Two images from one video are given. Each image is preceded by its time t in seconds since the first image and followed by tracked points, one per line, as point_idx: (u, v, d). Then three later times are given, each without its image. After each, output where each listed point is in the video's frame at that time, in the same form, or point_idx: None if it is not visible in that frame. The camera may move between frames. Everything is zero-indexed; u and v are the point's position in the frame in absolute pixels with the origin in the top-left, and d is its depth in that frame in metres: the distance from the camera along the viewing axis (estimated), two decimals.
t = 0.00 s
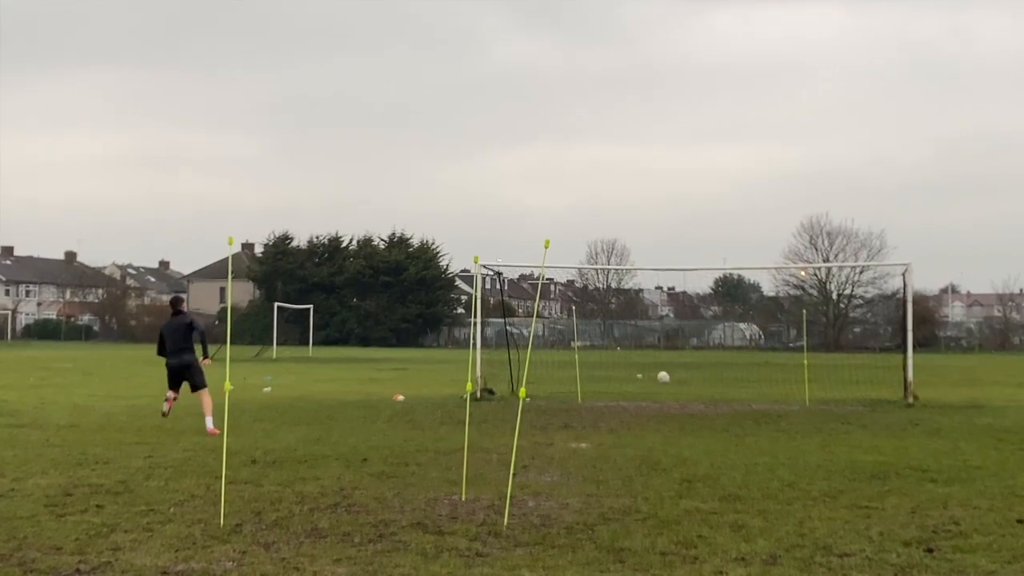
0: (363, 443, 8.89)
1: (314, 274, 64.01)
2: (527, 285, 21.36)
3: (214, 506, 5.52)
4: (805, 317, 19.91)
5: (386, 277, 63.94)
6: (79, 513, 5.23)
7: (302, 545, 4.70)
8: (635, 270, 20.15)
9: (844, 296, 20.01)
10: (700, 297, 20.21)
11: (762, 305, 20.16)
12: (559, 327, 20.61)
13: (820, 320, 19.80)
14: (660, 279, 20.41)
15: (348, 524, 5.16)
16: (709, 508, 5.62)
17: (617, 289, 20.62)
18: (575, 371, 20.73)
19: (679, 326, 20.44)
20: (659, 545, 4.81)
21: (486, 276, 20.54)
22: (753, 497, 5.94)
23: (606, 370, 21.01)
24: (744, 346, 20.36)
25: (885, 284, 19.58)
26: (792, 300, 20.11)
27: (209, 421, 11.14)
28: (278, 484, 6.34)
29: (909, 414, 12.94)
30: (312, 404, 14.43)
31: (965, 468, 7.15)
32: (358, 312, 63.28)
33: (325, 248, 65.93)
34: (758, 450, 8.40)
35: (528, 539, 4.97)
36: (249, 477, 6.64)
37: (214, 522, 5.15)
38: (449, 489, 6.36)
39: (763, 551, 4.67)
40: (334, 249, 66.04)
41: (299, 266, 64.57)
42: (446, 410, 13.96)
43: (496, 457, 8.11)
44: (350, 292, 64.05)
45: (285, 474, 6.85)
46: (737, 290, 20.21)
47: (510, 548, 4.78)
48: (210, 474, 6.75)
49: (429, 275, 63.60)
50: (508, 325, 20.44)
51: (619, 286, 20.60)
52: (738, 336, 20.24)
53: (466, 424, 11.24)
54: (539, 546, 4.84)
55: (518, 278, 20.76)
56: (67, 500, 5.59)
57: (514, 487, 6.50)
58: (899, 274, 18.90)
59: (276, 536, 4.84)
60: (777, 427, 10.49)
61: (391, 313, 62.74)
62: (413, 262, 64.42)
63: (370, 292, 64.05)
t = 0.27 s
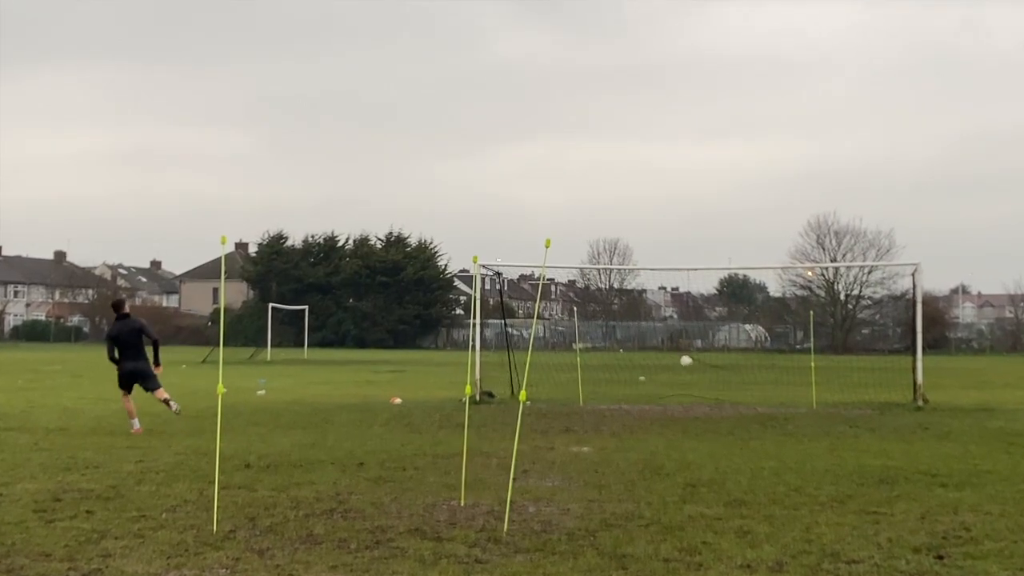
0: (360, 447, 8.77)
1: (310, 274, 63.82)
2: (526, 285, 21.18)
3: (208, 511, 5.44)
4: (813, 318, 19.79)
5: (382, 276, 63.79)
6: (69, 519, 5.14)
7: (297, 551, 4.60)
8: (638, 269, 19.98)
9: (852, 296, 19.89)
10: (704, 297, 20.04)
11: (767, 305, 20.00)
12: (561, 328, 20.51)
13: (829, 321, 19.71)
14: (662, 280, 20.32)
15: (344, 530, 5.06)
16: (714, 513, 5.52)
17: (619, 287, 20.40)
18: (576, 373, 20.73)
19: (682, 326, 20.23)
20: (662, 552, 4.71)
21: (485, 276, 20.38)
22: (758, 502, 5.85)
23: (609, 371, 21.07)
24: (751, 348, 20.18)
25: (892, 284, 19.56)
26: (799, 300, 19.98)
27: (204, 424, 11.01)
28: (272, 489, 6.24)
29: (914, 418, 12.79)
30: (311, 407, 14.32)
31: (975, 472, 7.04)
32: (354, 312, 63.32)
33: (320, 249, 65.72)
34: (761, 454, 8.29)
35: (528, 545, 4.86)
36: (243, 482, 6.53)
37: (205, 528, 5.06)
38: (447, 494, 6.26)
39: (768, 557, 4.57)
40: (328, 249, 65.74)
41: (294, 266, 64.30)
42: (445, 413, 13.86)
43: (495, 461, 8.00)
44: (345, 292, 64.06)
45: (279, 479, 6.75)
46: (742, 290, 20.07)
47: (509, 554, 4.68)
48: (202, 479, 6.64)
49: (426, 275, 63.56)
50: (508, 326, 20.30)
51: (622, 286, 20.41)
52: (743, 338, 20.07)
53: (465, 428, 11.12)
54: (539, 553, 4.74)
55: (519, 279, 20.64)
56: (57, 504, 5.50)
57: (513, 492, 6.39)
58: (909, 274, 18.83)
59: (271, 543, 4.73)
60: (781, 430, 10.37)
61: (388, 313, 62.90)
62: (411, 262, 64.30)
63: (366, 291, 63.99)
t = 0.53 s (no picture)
0: (359, 450, 8.71)
1: (309, 274, 63.75)
2: (527, 285, 21.12)
3: (203, 515, 5.38)
4: (818, 318, 19.73)
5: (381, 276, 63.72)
6: (61, 523, 5.08)
7: (293, 556, 4.54)
8: (639, 270, 19.85)
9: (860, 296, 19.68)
10: (707, 298, 19.97)
11: (771, 306, 19.96)
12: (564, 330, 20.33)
13: (835, 322, 19.71)
14: (665, 280, 20.16)
15: (342, 534, 4.99)
16: (717, 517, 5.46)
17: (621, 288, 20.33)
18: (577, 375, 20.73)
19: (686, 327, 20.22)
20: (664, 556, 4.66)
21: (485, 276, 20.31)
22: (762, 505, 5.79)
23: (610, 372, 21.10)
24: (756, 348, 20.16)
25: (898, 284, 19.48)
26: (804, 301, 19.92)
27: (202, 426, 10.96)
28: (268, 493, 6.18)
29: (917, 420, 12.72)
30: (310, 409, 14.26)
31: (982, 475, 6.97)
32: (354, 313, 63.27)
33: (320, 249, 65.62)
34: (764, 457, 8.23)
35: (528, 549, 4.80)
36: (239, 485, 6.48)
37: (200, 531, 4.99)
38: (446, 498, 6.20)
39: (772, 562, 4.51)
40: (325, 249, 65.46)
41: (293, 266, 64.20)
42: (446, 416, 13.79)
43: (495, 464, 7.94)
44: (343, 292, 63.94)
45: (276, 484, 6.69)
46: (746, 291, 20.01)
47: (509, 559, 4.62)
48: (198, 482, 6.58)
49: (426, 275, 63.51)
50: (508, 327, 20.23)
51: (625, 286, 20.29)
52: (748, 340, 20.00)
53: (465, 430, 11.07)
54: (539, 557, 4.67)
55: (519, 279, 20.56)
56: (49, 508, 5.43)
57: (513, 496, 6.33)
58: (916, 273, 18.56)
59: (268, 547, 4.67)
60: (785, 433, 10.29)
61: (388, 313, 62.85)
62: (410, 262, 64.24)
63: (365, 291, 63.92)
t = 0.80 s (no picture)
0: (356, 451, 8.72)
1: (309, 274, 63.69)
2: (527, 285, 21.08)
3: (201, 515, 5.36)
4: (820, 318, 19.69)
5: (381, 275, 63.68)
6: (59, 524, 5.07)
7: (291, 557, 4.52)
8: (639, 270, 19.74)
9: (862, 296, 19.64)
10: (709, 298, 19.86)
11: (772, 306, 19.85)
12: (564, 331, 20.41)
13: (836, 322, 19.67)
14: (666, 280, 19.97)
15: (341, 535, 4.98)
16: (717, 519, 5.44)
17: (622, 289, 20.20)
18: (577, 376, 20.84)
19: (687, 328, 20.12)
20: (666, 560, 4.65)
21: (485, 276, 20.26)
22: (763, 507, 5.77)
23: (611, 373, 21.15)
24: (757, 348, 20.20)
25: (901, 285, 19.32)
26: (806, 301, 19.84)
27: (201, 426, 10.95)
28: (266, 494, 6.16)
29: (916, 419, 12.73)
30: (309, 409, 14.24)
31: (984, 477, 6.95)
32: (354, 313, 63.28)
33: (320, 249, 65.56)
34: (765, 459, 8.22)
35: (528, 551, 4.78)
36: (238, 486, 6.46)
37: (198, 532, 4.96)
38: (446, 498, 6.18)
39: (773, 563, 4.48)
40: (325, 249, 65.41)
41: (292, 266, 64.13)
42: (446, 416, 13.77)
43: (495, 465, 7.92)
44: (342, 292, 63.96)
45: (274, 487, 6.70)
46: (747, 291, 19.92)
47: (509, 560, 4.60)
48: (196, 483, 6.56)
49: (426, 275, 63.49)
50: (508, 328, 20.22)
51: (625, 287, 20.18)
52: (750, 340, 20.04)
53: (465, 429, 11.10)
54: (540, 559, 4.65)
55: (519, 279, 20.50)
56: (47, 510, 5.42)
57: (511, 497, 6.33)
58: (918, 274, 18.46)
59: (266, 549, 4.65)
60: (785, 434, 10.27)
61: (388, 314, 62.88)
62: (410, 262, 64.21)
63: (365, 291, 63.90)
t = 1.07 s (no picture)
0: (401, 387, 12.70)
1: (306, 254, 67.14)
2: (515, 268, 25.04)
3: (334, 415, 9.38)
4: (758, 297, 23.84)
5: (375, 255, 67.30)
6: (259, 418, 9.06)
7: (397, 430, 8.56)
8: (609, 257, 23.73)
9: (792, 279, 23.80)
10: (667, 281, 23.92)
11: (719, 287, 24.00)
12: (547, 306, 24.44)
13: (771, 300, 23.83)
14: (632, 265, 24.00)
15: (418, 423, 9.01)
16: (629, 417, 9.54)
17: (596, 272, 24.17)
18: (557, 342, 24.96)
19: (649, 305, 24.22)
20: (596, 433, 8.71)
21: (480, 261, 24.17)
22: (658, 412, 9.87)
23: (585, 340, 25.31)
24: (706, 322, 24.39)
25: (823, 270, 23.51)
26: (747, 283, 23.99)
27: (278, 374, 14.91)
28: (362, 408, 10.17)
29: (808, 365, 16.94)
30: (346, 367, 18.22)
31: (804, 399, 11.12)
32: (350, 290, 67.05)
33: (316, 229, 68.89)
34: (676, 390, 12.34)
35: (522, 430, 8.84)
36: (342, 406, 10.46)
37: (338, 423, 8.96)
38: (471, 409, 10.24)
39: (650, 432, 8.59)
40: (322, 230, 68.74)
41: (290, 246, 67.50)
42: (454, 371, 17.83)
43: (497, 395, 11.99)
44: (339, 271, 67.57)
45: (361, 406, 10.70)
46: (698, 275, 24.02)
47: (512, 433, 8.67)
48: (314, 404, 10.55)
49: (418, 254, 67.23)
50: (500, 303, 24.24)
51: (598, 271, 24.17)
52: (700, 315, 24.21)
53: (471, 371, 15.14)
54: (528, 432, 8.72)
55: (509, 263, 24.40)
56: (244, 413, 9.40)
57: (510, 408, 10.38)
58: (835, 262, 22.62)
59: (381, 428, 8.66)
60: (700, 377, 14.45)
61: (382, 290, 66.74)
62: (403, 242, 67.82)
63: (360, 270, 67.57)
